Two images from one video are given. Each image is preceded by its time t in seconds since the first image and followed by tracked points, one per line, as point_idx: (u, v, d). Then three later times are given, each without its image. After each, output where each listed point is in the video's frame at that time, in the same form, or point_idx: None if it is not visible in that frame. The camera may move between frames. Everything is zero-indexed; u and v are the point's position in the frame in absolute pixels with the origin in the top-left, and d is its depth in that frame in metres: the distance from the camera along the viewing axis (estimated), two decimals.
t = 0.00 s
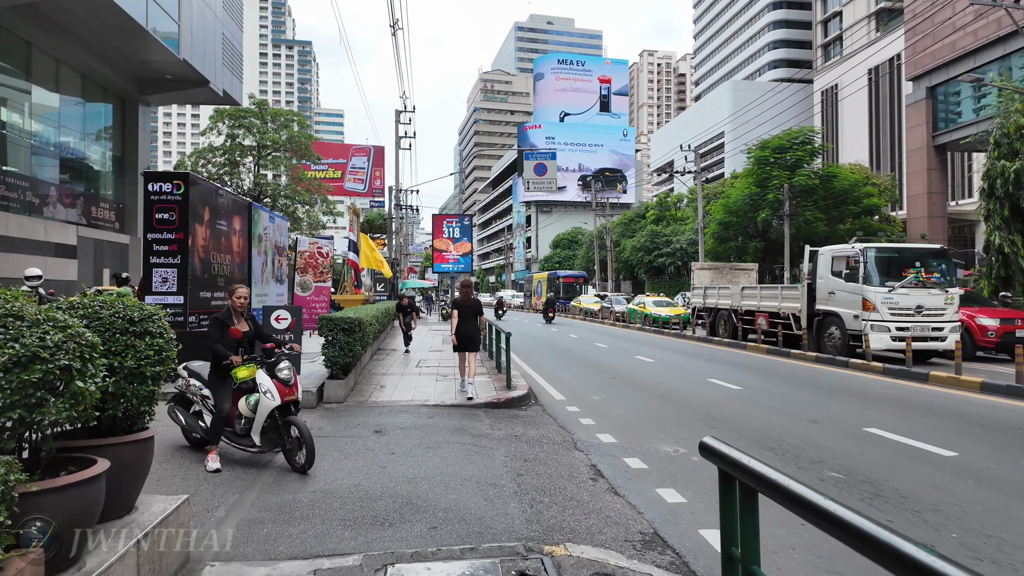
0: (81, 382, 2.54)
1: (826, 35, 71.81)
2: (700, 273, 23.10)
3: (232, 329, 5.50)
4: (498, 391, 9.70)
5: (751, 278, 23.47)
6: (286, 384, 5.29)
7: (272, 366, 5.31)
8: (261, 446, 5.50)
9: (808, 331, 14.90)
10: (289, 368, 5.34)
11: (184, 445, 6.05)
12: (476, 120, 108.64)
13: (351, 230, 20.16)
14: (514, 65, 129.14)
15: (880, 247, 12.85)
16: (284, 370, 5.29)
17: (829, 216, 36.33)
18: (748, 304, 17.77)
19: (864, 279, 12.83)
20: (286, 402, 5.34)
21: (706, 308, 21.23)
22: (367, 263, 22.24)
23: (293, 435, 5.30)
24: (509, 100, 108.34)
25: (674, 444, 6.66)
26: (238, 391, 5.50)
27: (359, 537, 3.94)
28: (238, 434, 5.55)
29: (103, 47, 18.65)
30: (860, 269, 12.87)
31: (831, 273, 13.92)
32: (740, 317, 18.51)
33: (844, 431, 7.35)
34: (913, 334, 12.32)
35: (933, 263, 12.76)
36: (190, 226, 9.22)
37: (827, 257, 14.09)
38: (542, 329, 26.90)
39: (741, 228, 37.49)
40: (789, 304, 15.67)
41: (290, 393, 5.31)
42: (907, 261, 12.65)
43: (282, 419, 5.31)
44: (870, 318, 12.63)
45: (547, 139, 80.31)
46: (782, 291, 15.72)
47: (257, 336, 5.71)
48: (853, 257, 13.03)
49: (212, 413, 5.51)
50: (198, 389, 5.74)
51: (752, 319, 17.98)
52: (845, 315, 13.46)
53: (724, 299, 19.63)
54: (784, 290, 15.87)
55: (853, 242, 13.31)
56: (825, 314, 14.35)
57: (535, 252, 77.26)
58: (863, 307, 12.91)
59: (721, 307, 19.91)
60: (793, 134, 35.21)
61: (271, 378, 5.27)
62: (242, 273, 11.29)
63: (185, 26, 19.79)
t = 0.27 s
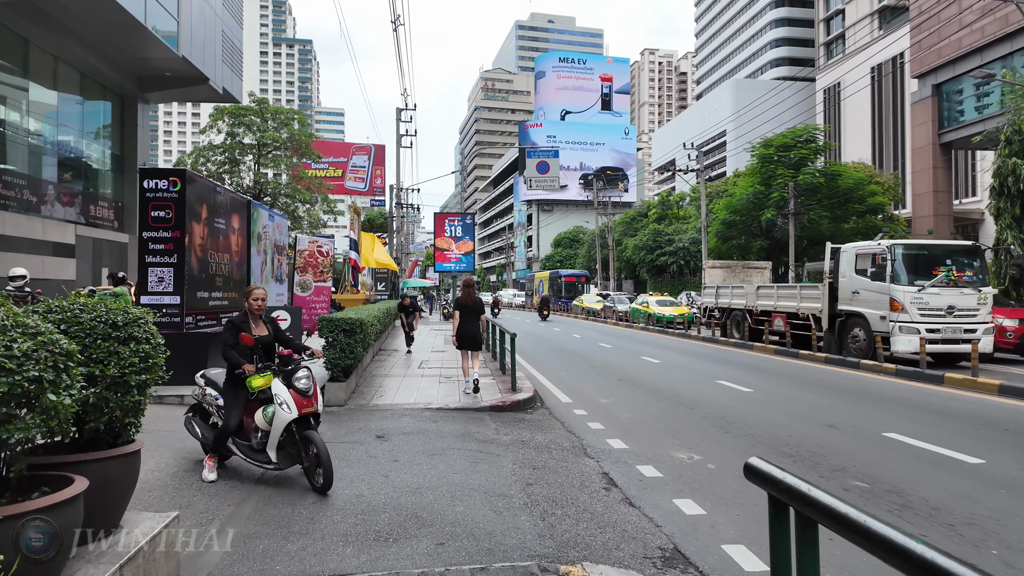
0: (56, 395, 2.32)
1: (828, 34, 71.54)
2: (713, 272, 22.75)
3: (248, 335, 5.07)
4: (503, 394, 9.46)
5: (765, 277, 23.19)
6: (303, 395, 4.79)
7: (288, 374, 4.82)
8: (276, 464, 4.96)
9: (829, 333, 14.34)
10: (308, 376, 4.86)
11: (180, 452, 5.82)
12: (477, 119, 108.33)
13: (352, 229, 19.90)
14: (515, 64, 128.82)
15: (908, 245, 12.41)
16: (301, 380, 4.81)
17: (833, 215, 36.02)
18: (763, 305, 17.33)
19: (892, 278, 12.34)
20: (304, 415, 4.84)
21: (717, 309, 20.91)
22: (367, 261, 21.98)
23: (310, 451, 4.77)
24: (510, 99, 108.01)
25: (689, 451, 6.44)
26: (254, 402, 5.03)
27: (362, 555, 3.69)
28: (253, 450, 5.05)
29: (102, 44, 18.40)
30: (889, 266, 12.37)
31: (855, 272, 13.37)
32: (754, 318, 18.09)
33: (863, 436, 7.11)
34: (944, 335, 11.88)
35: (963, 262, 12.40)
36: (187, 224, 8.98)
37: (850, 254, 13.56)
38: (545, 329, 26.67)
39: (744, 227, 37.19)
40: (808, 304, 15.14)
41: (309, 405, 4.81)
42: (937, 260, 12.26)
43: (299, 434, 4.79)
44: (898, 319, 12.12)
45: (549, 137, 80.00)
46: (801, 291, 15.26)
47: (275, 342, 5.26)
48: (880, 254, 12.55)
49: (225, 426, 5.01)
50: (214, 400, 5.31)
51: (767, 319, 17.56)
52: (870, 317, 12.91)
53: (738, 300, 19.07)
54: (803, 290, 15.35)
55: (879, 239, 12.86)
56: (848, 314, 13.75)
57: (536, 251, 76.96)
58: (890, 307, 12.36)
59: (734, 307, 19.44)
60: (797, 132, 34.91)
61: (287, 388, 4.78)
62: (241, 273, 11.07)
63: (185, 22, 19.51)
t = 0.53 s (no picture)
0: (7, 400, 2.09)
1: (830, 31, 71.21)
2: (726, 269, 22.55)
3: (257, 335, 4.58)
4: (506, 393, 9.19)
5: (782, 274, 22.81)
6: (313, 404, 4.24)
7: (297, 380, 4.28)
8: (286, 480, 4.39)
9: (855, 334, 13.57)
10: (318, 382, 4.30)
11: (171, 456, 5.56)
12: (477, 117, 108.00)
13: (351, 226, 19.60)
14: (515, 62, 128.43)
15: (943, 238, 11.75)
16: (311, 387, 4.26)
17: (837, 212, 35.69)
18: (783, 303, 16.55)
19: (926, 274, 11.64)
20: (314, 426, 4.29)
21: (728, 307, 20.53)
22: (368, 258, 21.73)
23: (319, 468, 4.18)
24: (510, 97, 107.65)
25: (703, 454, 6.19)
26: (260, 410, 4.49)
27: (360, 569, 3.42)
28: (260, 465, 4.51)
29: (99, 38, 18.11)
30: (923, 261, 11.66)
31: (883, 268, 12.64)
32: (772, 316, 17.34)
33: (883, 438, 6.84)
34: (985, 335, 11.13)
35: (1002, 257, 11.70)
36: (180, 218, 8.69)
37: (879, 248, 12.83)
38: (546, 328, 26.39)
39: (747, 225, 36.88)
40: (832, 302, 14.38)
41: (319, 416, 4.24)
42: (975, 253, 11.56)
43: (307, 448, 4.22)
44: (934, 318, 11.40)
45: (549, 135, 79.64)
46: (825, 288, 14.51)
47: (289, 344, 4.74)
48: (913, 248, 11.83)
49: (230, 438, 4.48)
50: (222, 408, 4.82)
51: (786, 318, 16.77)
52: (902, 316, 12.17)
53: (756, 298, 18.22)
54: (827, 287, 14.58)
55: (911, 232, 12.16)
56: (876, 313, 13.01)
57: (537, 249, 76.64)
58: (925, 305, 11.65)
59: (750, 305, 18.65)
60: (800, 128, 34.61)
61: (295, 396, 4.23)
62: (237, 268, 10.78)
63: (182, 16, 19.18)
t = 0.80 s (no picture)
0: None
1: (831, 30, 70.97)
2: (741, 267, 22.01)
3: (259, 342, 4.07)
4: (510, 398, 8.90)
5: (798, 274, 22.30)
6: (314, 425, 3.66)
7: (297, 398, 3.71)
8: (286, 514, 3.76)
9: (887, 338, 12.62)
10: (321, 400, 3.72)
11: (161, 467, 5.28)
12: (477, 117, 107.85)
13: (351, 226, 19.28)
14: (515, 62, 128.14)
15: (987, 234, 10.86)
16: (313, 405, 3.68)
17: (840, 211, 35.38)
18: (804, 305, 15.39)
19: (971, 274, 10.72)
20: (318, 450, 3.70)
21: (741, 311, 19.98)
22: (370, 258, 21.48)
23: (323, 499, 3.57)
24: (511, 97, 107.51)
25: (718, 463, 5.91)
26: (259, 430, 3.90)
27: None
28: (260, 496, 3.88)
29: (94, 35, 17.79)
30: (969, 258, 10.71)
31: (921, 266, 11.71)
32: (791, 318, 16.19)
33: (904, 445, 6.56)
34: None
35: None
36: (173, 217, 8.41)
37: (915, 245, 11.90)
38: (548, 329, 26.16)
39: (750, 224, 36.63)
40: (861, 303, 13.36)
41: (321, 440, 3.66)
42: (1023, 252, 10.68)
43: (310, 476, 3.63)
44: (980, 321, 10.47)
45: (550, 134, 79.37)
46: (852, 288, 13.52)
47: (293, 354, 4.19)
48: (957, 244, 10.89)
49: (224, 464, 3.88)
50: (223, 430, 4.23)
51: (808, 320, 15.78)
52: (942, 318, 11.19)
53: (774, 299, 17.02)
54: (854, 286, 13.58)
55: (952, 228, 11.24)
56: (911, 315, 12.06)
57: (537, 249, 76.36)
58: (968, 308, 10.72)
59: (767, 308, 17.50)
60: (803, 127, 34.35)
61: (295, 416, 3.66)
62: (233, 269, 10.50)
63: (180, 13, 18.83)
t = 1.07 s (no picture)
0: None
1: (833, 29, 70.79)
2: (760, 266, 21.17)
3: (254, 347, 3.55)
4: (516, 399, 8.60)
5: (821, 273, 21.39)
6: (310, 448, 3.09)
7: (290, 414, 3.16)
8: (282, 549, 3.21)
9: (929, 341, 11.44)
10: (317, 416, 3.16)
11: (150, 474, 4.97)
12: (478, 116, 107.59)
13: (351, 225, 18.96)
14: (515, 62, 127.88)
15: None
16: (309, 423, 3.13)
17: (844, 210, 35.07)
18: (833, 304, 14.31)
19: None
20: (316, 477, 3.13)
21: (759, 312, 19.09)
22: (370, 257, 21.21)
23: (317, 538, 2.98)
24: (511, 97, 107.25)
25: (738, 469, 5.62)
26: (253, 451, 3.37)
27: None
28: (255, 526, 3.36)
29: (91, 31, 17.46)
30: None
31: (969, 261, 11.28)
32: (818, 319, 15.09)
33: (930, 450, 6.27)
34: None
35: None
36: (168, 212, 8.13)
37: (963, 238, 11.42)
38: (549, 329, 25.87)
39: (753, 224, 36.31)
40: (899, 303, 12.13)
41: (317, 465, 3.08)
42: None
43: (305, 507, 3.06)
44: None
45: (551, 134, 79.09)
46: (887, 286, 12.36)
47: (295, 359, 3.67)
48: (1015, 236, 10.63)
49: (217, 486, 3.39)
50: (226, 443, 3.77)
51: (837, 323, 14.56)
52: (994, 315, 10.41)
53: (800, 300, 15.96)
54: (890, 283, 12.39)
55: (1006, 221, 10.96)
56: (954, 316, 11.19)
57: (538, 248, 76.03)
58: None
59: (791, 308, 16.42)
60: (807, 125, 34.08)
61: (287, 437, 3.11)
62: (230, 266, 10.22)
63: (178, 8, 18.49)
